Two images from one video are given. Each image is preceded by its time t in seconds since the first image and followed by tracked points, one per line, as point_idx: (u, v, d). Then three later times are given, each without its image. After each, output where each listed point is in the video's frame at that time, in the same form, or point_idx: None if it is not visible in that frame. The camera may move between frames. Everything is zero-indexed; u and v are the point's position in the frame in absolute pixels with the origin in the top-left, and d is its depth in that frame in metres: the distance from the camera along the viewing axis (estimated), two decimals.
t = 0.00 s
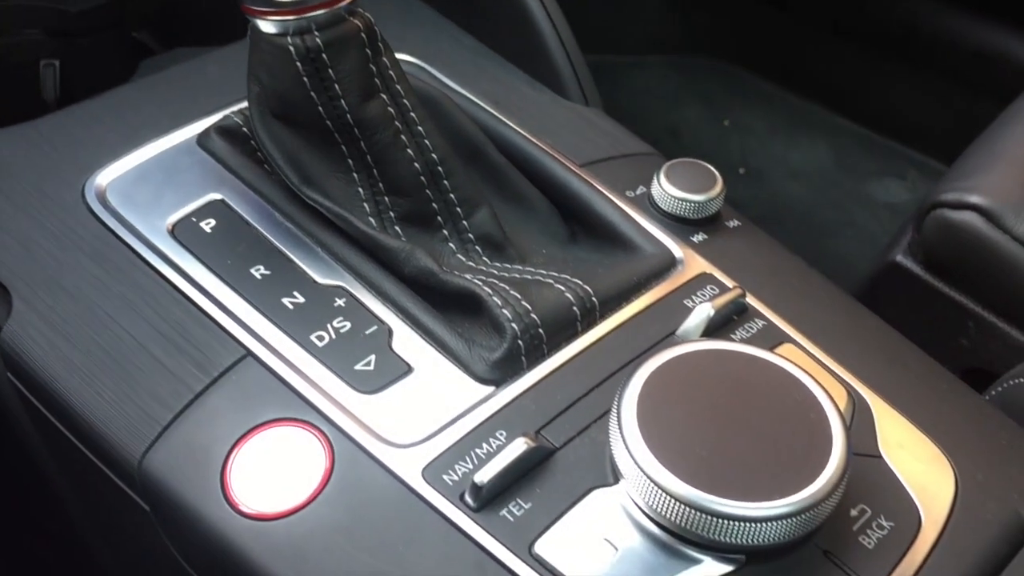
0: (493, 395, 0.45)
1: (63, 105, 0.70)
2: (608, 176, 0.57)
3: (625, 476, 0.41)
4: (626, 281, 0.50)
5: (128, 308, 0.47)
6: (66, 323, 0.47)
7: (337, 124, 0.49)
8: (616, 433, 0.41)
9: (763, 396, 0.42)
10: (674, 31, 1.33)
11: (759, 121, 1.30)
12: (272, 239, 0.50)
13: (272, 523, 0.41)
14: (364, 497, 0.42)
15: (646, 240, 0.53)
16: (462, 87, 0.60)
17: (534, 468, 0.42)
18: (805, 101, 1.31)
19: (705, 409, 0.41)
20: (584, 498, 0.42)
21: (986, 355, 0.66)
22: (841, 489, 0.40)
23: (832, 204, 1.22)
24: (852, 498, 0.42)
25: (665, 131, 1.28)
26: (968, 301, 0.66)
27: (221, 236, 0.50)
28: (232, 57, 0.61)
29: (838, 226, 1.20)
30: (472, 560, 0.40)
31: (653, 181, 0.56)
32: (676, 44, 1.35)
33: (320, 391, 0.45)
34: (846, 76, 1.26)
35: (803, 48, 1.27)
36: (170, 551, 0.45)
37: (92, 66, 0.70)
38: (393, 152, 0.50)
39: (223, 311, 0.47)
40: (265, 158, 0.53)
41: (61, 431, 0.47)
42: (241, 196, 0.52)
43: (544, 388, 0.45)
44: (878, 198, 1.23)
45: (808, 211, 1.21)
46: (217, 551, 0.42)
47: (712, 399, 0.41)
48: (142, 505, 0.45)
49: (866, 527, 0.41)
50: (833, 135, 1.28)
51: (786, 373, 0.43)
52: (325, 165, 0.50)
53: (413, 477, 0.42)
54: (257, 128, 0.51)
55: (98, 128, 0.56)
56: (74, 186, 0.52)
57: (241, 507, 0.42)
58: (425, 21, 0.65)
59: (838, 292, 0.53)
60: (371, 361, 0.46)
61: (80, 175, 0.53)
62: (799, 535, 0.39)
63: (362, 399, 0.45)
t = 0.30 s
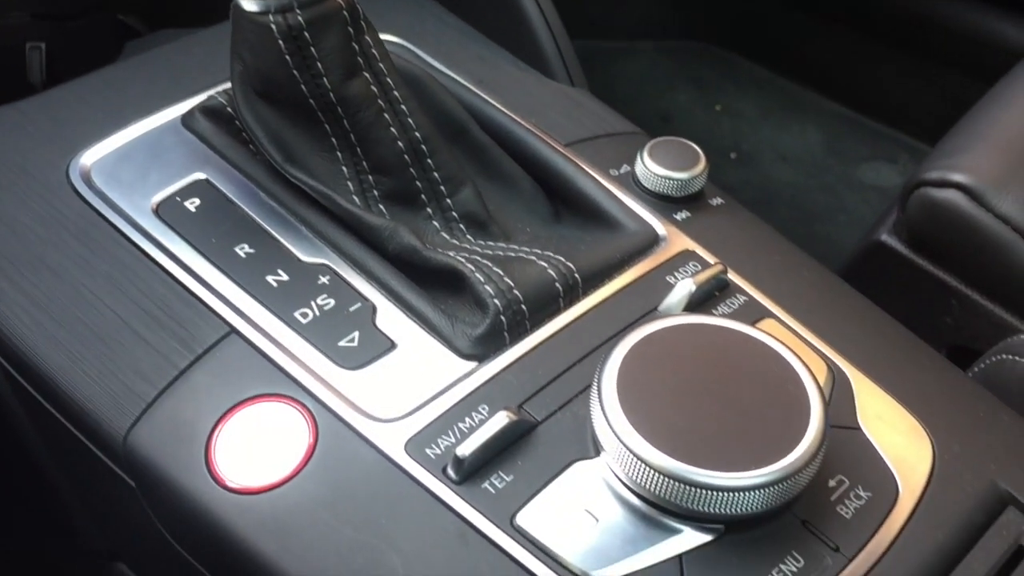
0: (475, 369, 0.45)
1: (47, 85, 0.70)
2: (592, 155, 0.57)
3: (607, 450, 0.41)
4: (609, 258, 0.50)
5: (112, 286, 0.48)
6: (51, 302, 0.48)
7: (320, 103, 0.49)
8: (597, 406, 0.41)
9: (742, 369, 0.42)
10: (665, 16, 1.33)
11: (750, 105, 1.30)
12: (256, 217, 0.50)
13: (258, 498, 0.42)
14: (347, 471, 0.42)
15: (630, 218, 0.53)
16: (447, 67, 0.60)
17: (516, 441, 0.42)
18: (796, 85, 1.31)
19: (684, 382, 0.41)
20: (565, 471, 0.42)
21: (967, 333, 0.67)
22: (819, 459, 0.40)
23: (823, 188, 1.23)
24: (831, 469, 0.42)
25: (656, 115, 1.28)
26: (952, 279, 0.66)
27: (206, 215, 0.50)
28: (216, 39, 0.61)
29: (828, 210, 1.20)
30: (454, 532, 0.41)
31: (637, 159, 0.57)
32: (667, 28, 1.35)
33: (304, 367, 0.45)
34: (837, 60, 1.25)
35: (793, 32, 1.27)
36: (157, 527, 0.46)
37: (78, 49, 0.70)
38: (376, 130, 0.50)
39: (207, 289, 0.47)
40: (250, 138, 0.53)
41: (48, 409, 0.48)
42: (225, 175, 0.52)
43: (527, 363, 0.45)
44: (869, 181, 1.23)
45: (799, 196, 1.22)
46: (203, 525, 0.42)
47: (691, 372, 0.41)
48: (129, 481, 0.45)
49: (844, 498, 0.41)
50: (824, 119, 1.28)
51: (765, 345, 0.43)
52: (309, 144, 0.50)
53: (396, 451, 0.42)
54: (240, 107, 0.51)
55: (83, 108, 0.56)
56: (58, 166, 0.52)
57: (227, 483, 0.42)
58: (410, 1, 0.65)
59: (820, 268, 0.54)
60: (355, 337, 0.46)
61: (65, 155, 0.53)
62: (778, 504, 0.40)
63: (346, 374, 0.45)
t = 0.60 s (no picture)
0: (460, 347, 0.45)
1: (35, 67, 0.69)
2: (578, 135, 0.57)
3: (589, 426, 0.41)
4: (593, 238, 0.50)
5: (99, 266, 0.48)
6: (39, 282, 0.48)
7: (305, 83, 0.49)
8: (579, 383, 0.41)
9: (724, 346, 0.42)
10: None
11: (741, 87, 1.30)
12: (242, 197, 0.51)
13: (245, 475, 0.42)
14: (332, 448, 0.42)
15: (614, 197, 0.53)
16: (433, 49, 0.60)
17: (500, 417, 0.43)
18: (787, 67, 1.31)
19: (666, 358, 0.41)
20: (548, 447, 0.42)
21: (951, 312, 0.68)
22: (798, 434, 0.41)
23: (813, 170, 1.23)
24: (810, 444, 0.43)
25: (648, 98, 1.28)
26: (936, 259, 0.68)
27: (192, 195, 0.50)
28: (202, 21, 0.61)
29: (819, 192, 1.21)
30: (438, 507, 0.41)
31: (622, 139, 0.57)
32: (658, 11, 1.34)
33: (290, 346, 0.45)
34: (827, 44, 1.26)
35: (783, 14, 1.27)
36: (146, 504, 0.46)
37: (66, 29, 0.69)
38: (361, 111, 0.50)
39: (194, 268, 0.48)
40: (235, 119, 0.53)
41: (37, 389, 0.48)
42: (211, 156, 0.52)
43: (511, 341, 0.46)
44: (860, 163, 1.23)
45: (789, 178, 1.22)
46: (190, 502, 0.43)
47: (673, 347, 0.42)
48: (118, 459, 0.46)
49: (823, 472, 0.42)
50: (815, 101, 1.28)
51: (745, 322, 0.43)
52: (294, 125, 0.50)
53: (381, 428, 0.43)
54: (226, 89, 0.51)
55: (70, 90, 0.56)
56: (45, 147, 0.52)
57: (214, 460, 0.43)
58: None
59: (803, 247, 0.54)
60: (341, 317, 0.47)
61: (51, 136, 0.53)
62: (758, 478, 0.40)
63: (332, 353, 0.45)
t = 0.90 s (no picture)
0: (448, 330, 0.46)
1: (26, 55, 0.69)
2: (567, 120, 0.57)
3: (574, 407, 0.42)
4: (581, 222, 0.51)
5: (90, 250, 0.48)
6: (30, 267, 0.48)
7: (294, 68, 0.50)
8: (565, 365, 0.42)
9: (708, 328, 0.43)
10: None
11: (735, 76, 1.30)
12: (232, 182, 0.51)
13: (236, 456, 0.43)
14: (321, 429, 0.43)
15: (603, 181, 0.54)
16: (423, 35, 0.60)
17: (487, 399, 0.43)
18: (781, 57, 1.31)
19: (652, 340, 0.42)
20: (535, 428, 0.43)
21: (940, 295, 0.69)
22: (782, 414, 0.41)
23: (807, 158, 1.23)
24: (794, 425, 0.43)
25: (642, 87, 1.28)
26: (924, 244, 0.68)
27: (183, 180, 0.51)
28: (193, 7, 0.61)
29: (813, 180, 1.21)
30: (426, 487, 0.42)
31: (611, 125, 0.57)
32: None
33: (280, 329, 0.46)
34: (823, 33, 1.25)
35: (776, 2, 1.27)
36: (138, 486, 0.47)
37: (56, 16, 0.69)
38: (350, 96, 0.51)
39: (184, 252, 0.48)
40: (225, 105, 0.54)
41: (29, 373, 0.48)
42: (202, 141, 0.52)
43: (498, 323, 0.46)
44: (853, 151, 1.24)
45: (782, 166, 1.22)
46: (181, 483, 0.43)
47: (659, 329, 0.42)
48: (110, 441, 0.46)
49: (807, 452, 0.43)
50: (809, 90, 1.29)
51: (730, 305, 0.44)
52: (283, 110, 0.51)
53: (370, 409, 0.43)
54: (216, 73, 0.51)
55: (60, 77, 0.56)
56: (36, 133, 0.53)
57: (205, 442, 0.43)
58: None
59: (790, 231, 0.54)
60: (330, 300, 0.47)
61: (42, 122, 0.53)
62: (741, 458, 0.41)
63: (321, 336, 0.46)
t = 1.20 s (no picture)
0: (437, 314, 0.46)
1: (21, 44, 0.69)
2: (558, 108, 0.58)
3: (561, 389, 0.42)
4: (570, 208, 0.51)
5: (83, 236, 0.49)
6: (23, 253, 0.48)
7: (285, 55, 0.50)
8: (553, 349, 0.42)
9: (694, 311, 0.43)
10: None
11: (732, 68, 1.30)
12: (224, 168, 0.51)
13: (227, 438, 0.43)
14: (310, 410, 0.43)
15: (593, 168, 0.54)
16: (416, 23, 0.61)
17: (475, 381, 0.44)
18: (778, 49, 1.32)
19: (639, 324, 0.42)
20: (523, 410, 0.43)
21: (931, 283, 0.69)
22: (766, 396, 0.42)
23: (803, 150, 1.24)
24: (779, 407, 0.44)
25: (639, 79, 1.29)
26: (915, 232, 0.68)
27: (175, 167, 0.51)
28: None
29: (809, 172, 1.21)
30: (414, 468, 0.42)
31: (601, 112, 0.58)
32: None
33: (270, 313, 0.46)
34: (821, 25, 1.25)
35: None
36: (131, 468, 0.47)
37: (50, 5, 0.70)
38: (341, 83, 0.51)
39: (176, 237, 0.48)
40: (218, 93, 0.54)
41: (23, 357, 0.49)
42: (194, 128, 0.53)
43: (487, 307, 0.47)
44: (849, 143, 1.24)
45: (778, 158, 1.23)
46: (172, 465, 0.44)
47: (645, 313, 0.43)
48: (103, 424, 0.46)
49: (792, 433, 0.43)
50: (806, 82, 1.29)
51: (716, 289, 0.44)
52: (275, 97, 0.51)
53: (359, 392, 0.44)
54: (207, 60, 0.52)
55: (54, 65, 0.56)
56: (30, 120, 0.53)
57: (196, 424, 0.43)
58: None
59: (779, 217, 0.55)
60: (321, 284, 0.47)
61: (36, 109, 0.54)
62: (726, 439, 0.41)
63: (311, 320, 0.46)
